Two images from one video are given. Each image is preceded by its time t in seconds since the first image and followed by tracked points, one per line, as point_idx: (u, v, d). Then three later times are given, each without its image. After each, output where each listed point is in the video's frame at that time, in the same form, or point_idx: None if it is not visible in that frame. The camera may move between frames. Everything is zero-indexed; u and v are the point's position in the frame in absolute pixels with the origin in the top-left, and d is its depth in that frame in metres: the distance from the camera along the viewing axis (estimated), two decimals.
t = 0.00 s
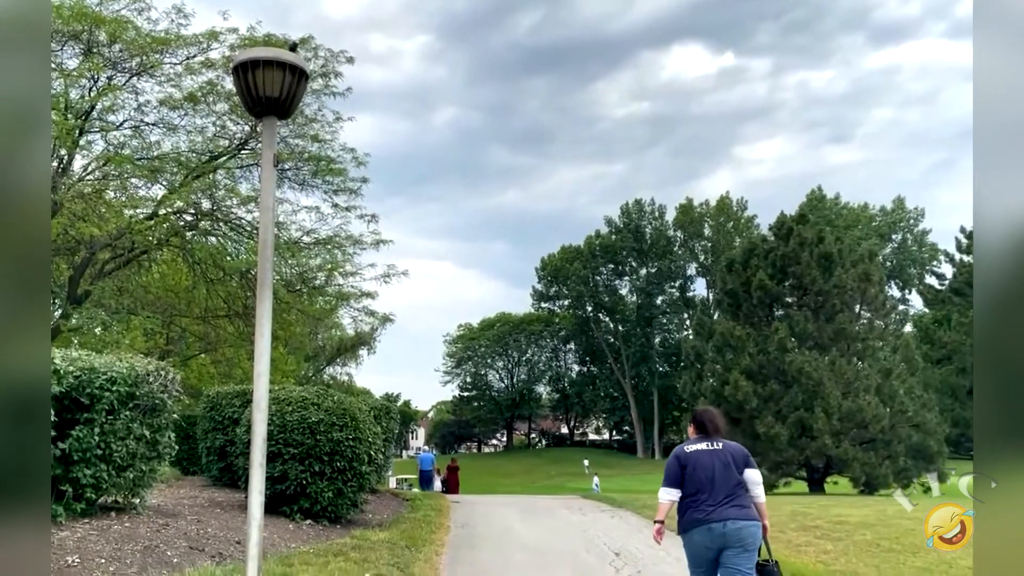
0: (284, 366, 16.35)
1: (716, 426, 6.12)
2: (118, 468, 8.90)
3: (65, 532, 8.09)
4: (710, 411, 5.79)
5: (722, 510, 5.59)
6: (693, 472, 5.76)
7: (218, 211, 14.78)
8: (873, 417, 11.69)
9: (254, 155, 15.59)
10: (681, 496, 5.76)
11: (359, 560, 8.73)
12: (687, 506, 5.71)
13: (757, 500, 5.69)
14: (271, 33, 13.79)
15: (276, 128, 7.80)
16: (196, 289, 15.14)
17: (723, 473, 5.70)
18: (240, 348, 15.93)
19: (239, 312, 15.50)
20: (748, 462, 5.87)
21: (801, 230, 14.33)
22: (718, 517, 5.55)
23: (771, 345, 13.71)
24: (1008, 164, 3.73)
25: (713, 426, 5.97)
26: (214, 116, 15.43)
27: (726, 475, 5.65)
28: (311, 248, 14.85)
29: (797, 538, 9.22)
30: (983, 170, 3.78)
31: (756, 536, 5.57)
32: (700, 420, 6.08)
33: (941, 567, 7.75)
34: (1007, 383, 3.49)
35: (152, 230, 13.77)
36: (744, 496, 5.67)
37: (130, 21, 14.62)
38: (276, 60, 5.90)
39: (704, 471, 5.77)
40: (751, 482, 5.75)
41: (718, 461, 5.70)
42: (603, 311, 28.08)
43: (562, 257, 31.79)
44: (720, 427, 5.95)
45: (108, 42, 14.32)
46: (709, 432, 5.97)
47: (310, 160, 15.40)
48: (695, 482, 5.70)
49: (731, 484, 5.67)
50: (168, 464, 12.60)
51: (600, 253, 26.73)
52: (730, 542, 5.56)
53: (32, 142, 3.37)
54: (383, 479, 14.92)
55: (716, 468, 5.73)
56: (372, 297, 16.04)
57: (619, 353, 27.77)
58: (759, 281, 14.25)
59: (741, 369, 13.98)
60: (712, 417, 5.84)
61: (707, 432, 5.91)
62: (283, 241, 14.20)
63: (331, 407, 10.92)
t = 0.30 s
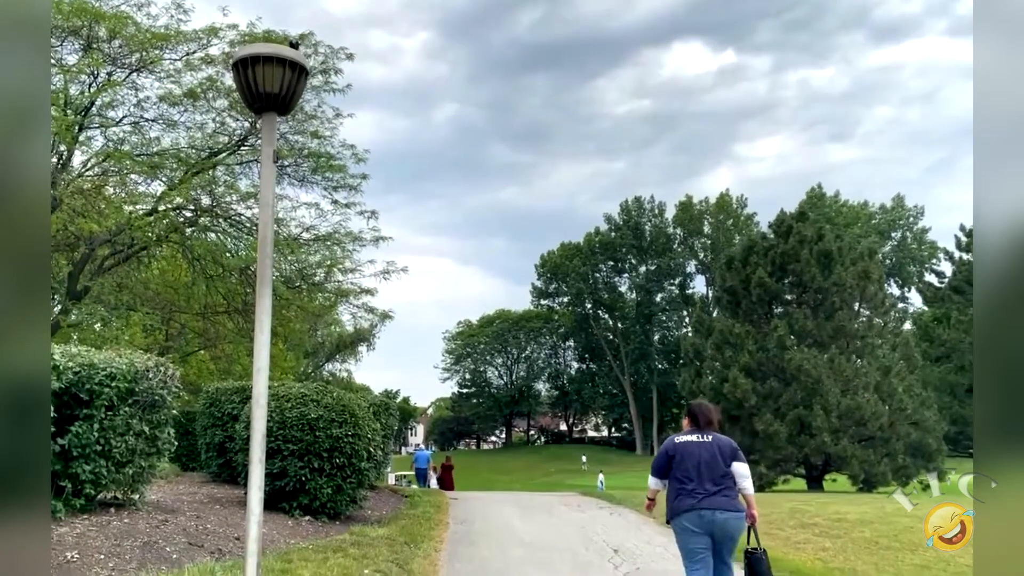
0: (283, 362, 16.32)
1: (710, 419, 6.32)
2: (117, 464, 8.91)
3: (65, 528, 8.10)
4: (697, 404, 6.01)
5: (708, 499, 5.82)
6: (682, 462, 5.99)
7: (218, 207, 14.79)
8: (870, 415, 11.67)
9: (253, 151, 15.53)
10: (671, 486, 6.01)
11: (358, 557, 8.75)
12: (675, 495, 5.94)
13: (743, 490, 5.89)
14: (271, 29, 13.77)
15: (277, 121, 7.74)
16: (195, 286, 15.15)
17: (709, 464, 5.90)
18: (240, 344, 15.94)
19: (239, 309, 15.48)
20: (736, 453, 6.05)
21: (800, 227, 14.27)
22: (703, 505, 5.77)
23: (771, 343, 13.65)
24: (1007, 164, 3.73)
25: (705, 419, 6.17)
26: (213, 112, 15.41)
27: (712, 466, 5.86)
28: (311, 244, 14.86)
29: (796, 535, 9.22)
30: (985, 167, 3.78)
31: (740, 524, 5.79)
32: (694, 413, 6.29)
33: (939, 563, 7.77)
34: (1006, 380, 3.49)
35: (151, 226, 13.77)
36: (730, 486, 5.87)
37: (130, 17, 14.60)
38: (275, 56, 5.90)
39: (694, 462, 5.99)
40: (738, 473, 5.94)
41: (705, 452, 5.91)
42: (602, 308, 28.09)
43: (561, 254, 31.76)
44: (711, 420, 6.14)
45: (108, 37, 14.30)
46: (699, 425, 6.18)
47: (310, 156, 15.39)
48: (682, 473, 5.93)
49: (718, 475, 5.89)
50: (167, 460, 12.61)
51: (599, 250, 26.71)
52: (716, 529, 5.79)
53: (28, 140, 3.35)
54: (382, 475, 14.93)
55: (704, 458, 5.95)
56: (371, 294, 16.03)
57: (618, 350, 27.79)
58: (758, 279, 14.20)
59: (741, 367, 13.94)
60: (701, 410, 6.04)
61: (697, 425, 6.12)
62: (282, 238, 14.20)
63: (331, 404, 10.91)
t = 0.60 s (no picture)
0: (283, 358, 16.31)
1: (712, 418, 6.40)
2: (117, 459, 8.92)
3: (64, 522, 8.11)
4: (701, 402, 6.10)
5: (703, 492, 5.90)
6: (681, 455, 6.08)
7: (218, 202, 14.77)
8: (869, 412, 11.72)
9: (254, 147, 15.42)
10: (669, 477, 6.10)
11: (356, 552, 8.76)
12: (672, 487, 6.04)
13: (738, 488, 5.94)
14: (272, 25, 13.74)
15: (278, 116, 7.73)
16: (195, 281, 15.14)
17: (708, 459, 5.98)
18: (240, 340, 15.94)
19: (239, 305, 15.46)
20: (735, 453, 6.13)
21: (800, 225, 14.18)
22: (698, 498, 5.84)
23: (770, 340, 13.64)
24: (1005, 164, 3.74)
25: (708, 416, 6.26)
26: (214, 108, 15.40)
27: (709, 462, 5.93)
28: (311, 240, 14.84)
29: (795, 532, 9.23)
30: (984, 165, 3.79)
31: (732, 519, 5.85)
32: (698, 411, 6.39)
33: (938, 561, 7.78)
34: (1006, 378, 3.51)
35: (152, 221, 13.76)
36: (725, 482, 5.95)
37: (131, 11, 14.58)
38: (276, 51, 5.89)
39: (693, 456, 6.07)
40: (735, 471, 6.00)
41: (704, 447, 5.99)
42: (602, 305, 28.09)
43: (562, 251, 31.74)
44: (714, 417, 6.23)
45: (108, 32, 14.28)
46: (702, 421, 6.26)
47: (311, 152, 15.35)
48: (681, 465, 6.02)
49: (714, 470, 5.97)
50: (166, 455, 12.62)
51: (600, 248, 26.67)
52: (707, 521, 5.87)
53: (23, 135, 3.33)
54: (381, 471, 14.95)
55: (703, 454, 6.03)
56: (371, 290, 16.02)
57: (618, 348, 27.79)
58: (758, 276, 14.17)
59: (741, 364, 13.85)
60: (704, 407, 6.13)
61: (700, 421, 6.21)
62: (282, 233, 14.12)
63: (331, 399, 10.92)
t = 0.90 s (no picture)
0: (283, 354, 16.31)
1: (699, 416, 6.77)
2: (116, 454, 8.93)
3: (65, 516, 8.13)
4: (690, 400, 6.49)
5: (696, 483, 6.23)
6: (675, 451, 6.40)
7: (219, 197, 14.76)
8: (869, 411, 11.47)
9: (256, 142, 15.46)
10: (663, 473, 6.41)
11: (357, 547, 8.79)
12: (667, 482, 6.35)
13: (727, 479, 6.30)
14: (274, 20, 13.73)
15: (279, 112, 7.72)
16: (196, 276, 15.13)
17: (700, 453, 6.32)
18: (240, 335, 15.94)
19: (240, 300, 15.44)
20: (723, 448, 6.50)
21: (801, 223, 14.24)
22: (693, 489, 6.16)
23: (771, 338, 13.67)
24: (1006, 167, 3.80)
25: (696, 414, 6.63)
26: (215, 103, 15.40)
27: (702, 455, 6.28)
28: (312, 235, 14.84)
29: (794, 530, 9.24)
30: (984, 168, 3.89)
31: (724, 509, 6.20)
32: (686, 408, 6.75)
33: (937, 558, 7.82)
34: (1007, 378, 3.60)
35: (152, 216, 13.77)
36: (716, 474, 6.29)
37: (132, 6, 14.57)
38: (278, 46, 5.88)
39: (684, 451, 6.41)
40: (724, 463, 6.37)
41: (697, 442, 6.34)
42: (602, 301, 28.09)
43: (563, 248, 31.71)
44: (702, 414, 6.61)
45: (109, 26, 14.27)
46: (691, 419, 6.63)
47: (311, 147, 15.37)
48: (675, 460, 6.34)
49: (706, 463, 6.32)
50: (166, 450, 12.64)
51: (601, 244, 26.66)
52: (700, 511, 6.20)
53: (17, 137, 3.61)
54: (381, 467, 14.98)
55: (695, 448, 6.37)
56: (372, 286, 16.01)
57: (618, 344, 27.79)
58: (758, 274, 14.34)
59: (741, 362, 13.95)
60: (694, 405, 6.49)
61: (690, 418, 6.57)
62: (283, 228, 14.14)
63: (331, 395, 10.92)
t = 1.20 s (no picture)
0: (283, 348, 16.31)
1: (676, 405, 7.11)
2: (116, 447, 8.94)
3: (64, 509, 8.15)
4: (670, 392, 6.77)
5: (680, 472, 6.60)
6: (656, 442, 6.76)
7: (219, 191, 14.75)
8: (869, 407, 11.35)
9: (256, 136, 15.35)
10: (646, 464, 6.79)
11: (356, 541, 8.81)
12: (650, 472, 6.73)
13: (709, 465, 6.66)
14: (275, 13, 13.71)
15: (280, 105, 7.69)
16: (196, 270, 15.12)
17: (681, 442, 6.68)
18: (240, 330, 15.93)
19: (240, 294, 15.43)
20: (701, 433, 6.87)
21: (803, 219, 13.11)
22: (676, 478, 6.54)
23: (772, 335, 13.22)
24: (1007, 165, 3.82)
25: (672, 404, 6.97)
26: (215, 96, 15.37)
27: (683, 444, 6.63)
28: (312, 230, 14.83)
29: (794, 526, 9.25)
30: (983, 166, 3.91)
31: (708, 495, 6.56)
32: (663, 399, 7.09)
33: (936, 554, 7.85)
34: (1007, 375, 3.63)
35: (153, 209, 13.78)
36: (698, 462, 6.65)
37: None
38: (278, 39, 5.87)
39: (666, 441, 6.78)
40: (705, 450, 6.73)
41: (677, 432, 6.69)
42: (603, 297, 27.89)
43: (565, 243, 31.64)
44: (678, 404, 6.95)
45: (110, 19, 14.25)
46: (668, 409, 6.98)
47: (312, 142, 15.37)
48: (658, 451, 6.70)
49: (688, 451, 6.68)
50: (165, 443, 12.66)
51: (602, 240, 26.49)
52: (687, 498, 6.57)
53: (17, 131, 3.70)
54: (381, 462, 15.00)
55: (676, 438, 6.73)
56: (372, 281, 16.00)
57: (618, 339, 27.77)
58: (757, 270, 13.07)
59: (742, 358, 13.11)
60: (671, 397, 6.82)
61: (667, 409, 6.91)
62: (283, 222, 14.18)
63: (331, 389, 10.92)
